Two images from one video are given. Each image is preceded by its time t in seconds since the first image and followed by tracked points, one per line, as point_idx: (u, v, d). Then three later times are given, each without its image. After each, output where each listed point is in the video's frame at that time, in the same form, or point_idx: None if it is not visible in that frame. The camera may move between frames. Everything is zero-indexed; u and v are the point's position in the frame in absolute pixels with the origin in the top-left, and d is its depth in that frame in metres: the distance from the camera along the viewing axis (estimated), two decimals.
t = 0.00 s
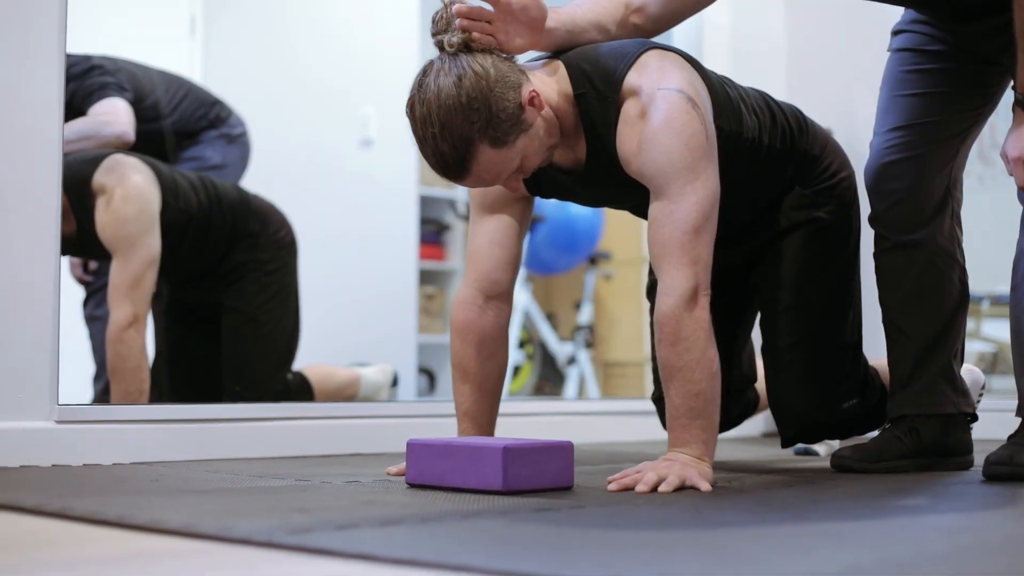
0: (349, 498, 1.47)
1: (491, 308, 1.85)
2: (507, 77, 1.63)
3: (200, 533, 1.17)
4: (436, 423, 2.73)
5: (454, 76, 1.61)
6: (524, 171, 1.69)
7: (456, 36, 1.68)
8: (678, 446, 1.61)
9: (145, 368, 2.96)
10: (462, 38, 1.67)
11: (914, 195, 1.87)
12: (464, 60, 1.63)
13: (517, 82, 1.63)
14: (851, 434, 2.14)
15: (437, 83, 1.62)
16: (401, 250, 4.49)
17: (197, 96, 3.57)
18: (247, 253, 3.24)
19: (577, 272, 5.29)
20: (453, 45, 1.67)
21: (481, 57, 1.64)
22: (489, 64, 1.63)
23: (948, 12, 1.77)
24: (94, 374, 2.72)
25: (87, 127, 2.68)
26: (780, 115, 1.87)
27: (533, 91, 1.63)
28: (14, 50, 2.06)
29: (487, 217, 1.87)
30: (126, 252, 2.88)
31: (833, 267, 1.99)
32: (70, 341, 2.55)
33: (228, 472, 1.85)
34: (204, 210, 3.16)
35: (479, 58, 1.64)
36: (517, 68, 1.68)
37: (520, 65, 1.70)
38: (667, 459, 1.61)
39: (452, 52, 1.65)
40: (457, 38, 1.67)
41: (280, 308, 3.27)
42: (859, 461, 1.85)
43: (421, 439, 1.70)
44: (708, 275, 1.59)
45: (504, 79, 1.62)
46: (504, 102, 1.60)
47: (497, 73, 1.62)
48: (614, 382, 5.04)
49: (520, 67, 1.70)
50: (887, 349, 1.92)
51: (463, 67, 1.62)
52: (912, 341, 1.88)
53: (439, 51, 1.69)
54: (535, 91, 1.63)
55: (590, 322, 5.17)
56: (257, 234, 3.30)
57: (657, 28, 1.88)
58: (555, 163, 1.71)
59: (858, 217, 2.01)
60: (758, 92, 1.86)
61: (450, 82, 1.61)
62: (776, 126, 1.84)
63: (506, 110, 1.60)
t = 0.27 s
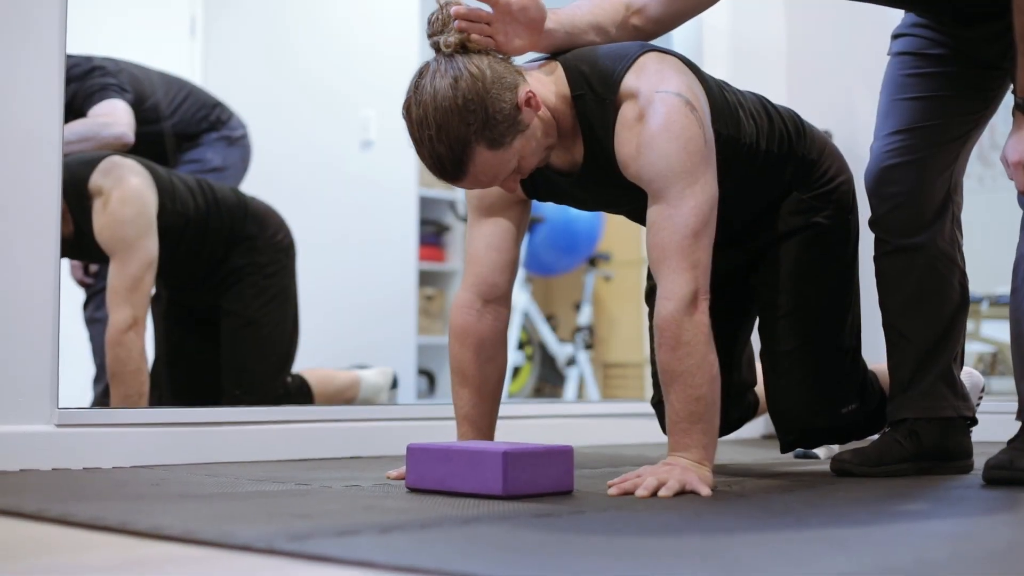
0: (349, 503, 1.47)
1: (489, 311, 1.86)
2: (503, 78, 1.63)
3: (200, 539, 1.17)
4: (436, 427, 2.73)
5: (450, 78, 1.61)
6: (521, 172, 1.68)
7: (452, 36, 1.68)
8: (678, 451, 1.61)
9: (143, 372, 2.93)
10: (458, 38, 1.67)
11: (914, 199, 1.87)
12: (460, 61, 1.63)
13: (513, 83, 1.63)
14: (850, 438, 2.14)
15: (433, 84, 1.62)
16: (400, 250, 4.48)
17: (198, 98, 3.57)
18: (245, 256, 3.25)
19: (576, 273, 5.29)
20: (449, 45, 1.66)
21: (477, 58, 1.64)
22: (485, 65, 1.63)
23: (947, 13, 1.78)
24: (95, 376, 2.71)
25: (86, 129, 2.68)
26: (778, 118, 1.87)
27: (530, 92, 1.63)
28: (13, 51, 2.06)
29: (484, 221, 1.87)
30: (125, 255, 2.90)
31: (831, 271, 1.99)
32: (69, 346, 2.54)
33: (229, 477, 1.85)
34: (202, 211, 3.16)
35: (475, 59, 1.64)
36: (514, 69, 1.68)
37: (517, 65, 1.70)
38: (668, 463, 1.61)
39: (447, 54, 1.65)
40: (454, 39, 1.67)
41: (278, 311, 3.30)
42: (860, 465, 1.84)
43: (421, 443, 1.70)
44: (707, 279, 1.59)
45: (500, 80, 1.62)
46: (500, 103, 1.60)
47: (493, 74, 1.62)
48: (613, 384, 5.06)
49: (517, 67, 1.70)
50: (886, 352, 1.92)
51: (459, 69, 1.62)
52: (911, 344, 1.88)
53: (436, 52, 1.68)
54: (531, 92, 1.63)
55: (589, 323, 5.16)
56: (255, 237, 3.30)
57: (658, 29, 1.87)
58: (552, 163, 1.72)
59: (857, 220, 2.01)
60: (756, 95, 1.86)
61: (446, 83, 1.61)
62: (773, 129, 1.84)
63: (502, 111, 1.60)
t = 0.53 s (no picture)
0: (352, 510, 1.46)
1: (491, 316, 1.85)
2: (506, 84, 1.63)
3: (203, 547, 1.17)
4: (438, 430, 2.72)
5: (452, 84, 1.61)
6: (523, 178, 1.68)
7: (454, 42, 1.68)
8: (682, 456, 1.61)
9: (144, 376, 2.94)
10: (460, 44, 1.67)
11: (917, 204, 1.87)
12: (462, 67, 1.63)
13: (515, 89, 1.63)
14: (852, 443, 2.14)
15: (435, 90, 1.62)
16: (401, 251, 4.48)
17: (200, 101, 3.58)
18: (247, 259, 3.26)
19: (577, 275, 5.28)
20: (451, 51, 1.66)
21: (479, 64, 1.64)
22: (487, 71, 1.63)
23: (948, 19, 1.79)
24: (96, 379, 2.71)
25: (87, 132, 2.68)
26: (780, 123, 1.86)
27: (532, 98, 1.63)
28: (13, 54, 2.06)
29: (485, 225, 1.87)
30: (126, 258, 2.89)
31: (833, 277, 1.99)
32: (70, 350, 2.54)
33: (231, 482, 1.85)
34: (203, 213, 3.18)
35: (477, 65, 1.64)
36: (516, 75, 1.67)
37: (519, 71, 1.70)
38: (671, 469, 1.61)
39: (449, 60, 1.65)
40: (455, 44, 1.67)
41: (280, 315, 3.33)
42: (863, 470, 1.83)
43: (423, 449, 1.70)
44: (709, 284, 1.59)
45: (503, 85, 1.62)
46: (502, 109, 1.60)
47: (495, 80, 1.62)
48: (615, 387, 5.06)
49: (519, 73, 1.70)
50: (890, 357, 1.92)
51: (461, 75, 1.62)
52: (914, 349, 1.88)
53: (438, 57, 1.68)
54: (534, 98, 1.63)
55: (591, 325, 5.14)
56: (256, 241, 3.34)
57: (661, 33, 1.86)
58: (554, 168, 1.72)
59: (859, 225, 2.01)
60: (758, 101, 1.86)
61: (448, 89, 1.60)
62: (775, 134, 1.84)
63: (504, 117, 1.60)
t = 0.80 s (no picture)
0: (353, 522, 1.46)
1: (492, 324, 1.85)
2: (508, 93, 1.63)
3: (202, 561, 1.16)
4: (438, 437, 2.72)
5: (453, 93, 1.60)
6: (523, 189, 1.68)
7: (456, 52, 1.68)
8: (682, 466, 1.60)
9: (143, 385, 2.90)
10: (461, 52, 1.67)
11: (918, 212, 1.86)
12: (464, 76, 1.63)
13: (518, 99, 1.63)
14: (854, 453, 2.13)
15: (436, 99, 1.61)
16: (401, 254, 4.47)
17: (200, 106, 3.58)
18: (246, 266, 3.27)
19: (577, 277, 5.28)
20: (453, 61, 1.66)
21: (481, 73, 1.64)
22: (489, 81, 1.63)
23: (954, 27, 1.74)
24: (97, 385, 2.70)
25: (87, 136, 2.68)
26: (781, 130, 1.87)
27: (534, 109, 1.63)
28: (13, 56, 2.05)
29: (486, 234, 1.86)
30: (126, 265, 2.89)
31: (834, 285, 1.99)
32: (70, 356, 2.53)
33: (230, 491, 1.84)
34: (201, 220, 3.17)
35: (479, 75, 1.64)
36: (518, 85, 1.67)
37: (520, 81, 1.70)
38: (671, 479, 1.61)
39: (451, 69, 1.65)
40: (457, 55, 1.67)
41: (280, 321, 3.32)
42: (863, 479, 1.83)
43: (424, 459, 1.69)
44: (710, 294, 1.59)
45: (505, 95, 1.62)
46: (504, 119, 1.59)
47: (497, 90, 1.62)
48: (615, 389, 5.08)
49: (520, 83, 1.70)
50: (891, 366, 1.91)
51: (463, 84, 1.61)
52: (915, 357, 1.88)
53: (439, 66, 1.68)
54: (535, 108, 1.63)
55: (591, 327, 5.14)
56: (256, 246, 3.34)
57: (663, 36, 1.86)
58: (556, 179, 1.72)
59: (860, 233, 2.01)
60: (760, 108, 1.86)
61: (450, 98, 1.60)
62: (776, 142, 1.84)
63: (506, 127, 1.60)
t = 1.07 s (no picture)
0: (356, 535, 1.45)
1: (494, 333, 1.85)
2: (516, 101, 1.62)
3: None
4: (440, 444, 2.72)
5: (461, 100, 1.60)
6: (529, 198, 1.68)
7: (461, 59, 1.67)
8: (685, 477, 1.60)
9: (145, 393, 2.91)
10: (467, 61, 1.67)
11: (922, 221, 1.86)
12: (472, 83, 1.62)
13: (525, 107, 1.63)
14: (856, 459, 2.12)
15: (444, 105, 1.61)
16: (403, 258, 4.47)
17: (202, 112, 3.58)
18: (249, 267, 3.28)
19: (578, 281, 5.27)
20: (459, 69, 1.66)
21: (489, 79, 1.64)
22: (497, 87, 1.62)
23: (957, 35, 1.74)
24: (98, 391, 2.70)
25: (87, 136, 2.67)
26: (786, 131, 1.89)
27: (541, 116, 1.63)
28: (13, 58, 2.05)
29: (489, 236, 1.86)
30: (127, 272, 2.88)
31: (836, 290, 1.99)
32: (71, 364, 2.53)
33: (233, 501, 1.84)
34: (207, 218, 3.17)
35: (487, 81, 1.63)
36: (525, 92, 1.67)
37: (524, 86, 1.70)
38: (675, 490, 1.60)
39: (459, 76, 1.65)
40: (462, 62, 1.66)
41: (282, 324, 3.33)
42: (866, 489, 1.83)
43: (426, 469, 1.69)
44: (713, 303, 1.58)
45: (513, 102, 1.62)
46: (512, 126, 1.59)
47: (506, 97, 1.62)
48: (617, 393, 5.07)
49: (526, 89, 1.70)
50: (895, 374, 1.91)
51: (472, 91, 1.61)
52: (919, 367, 1.87)
53: (446, 74, 1.67)
54: (543, 116, 1.63)
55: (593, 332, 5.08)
56: (259, 248, 3.36)
57: (667, 37, 1.84)
58: (565, 182, 1.73)
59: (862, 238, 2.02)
60: (762, 109, 1.87)
61: (458, 105, 1.60)
62: (782, 138, 1.86)
63: (514, 134, 1.59)
